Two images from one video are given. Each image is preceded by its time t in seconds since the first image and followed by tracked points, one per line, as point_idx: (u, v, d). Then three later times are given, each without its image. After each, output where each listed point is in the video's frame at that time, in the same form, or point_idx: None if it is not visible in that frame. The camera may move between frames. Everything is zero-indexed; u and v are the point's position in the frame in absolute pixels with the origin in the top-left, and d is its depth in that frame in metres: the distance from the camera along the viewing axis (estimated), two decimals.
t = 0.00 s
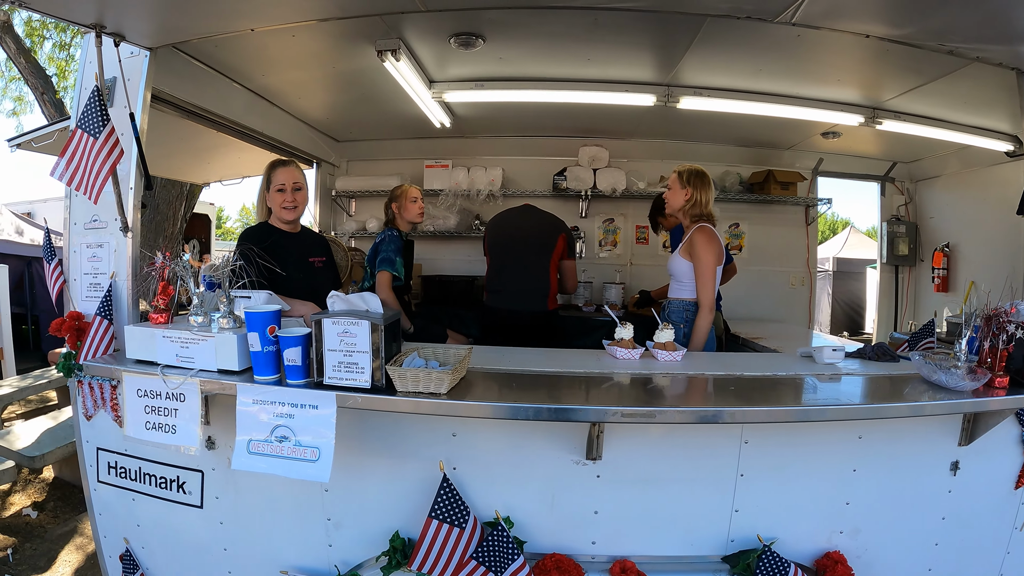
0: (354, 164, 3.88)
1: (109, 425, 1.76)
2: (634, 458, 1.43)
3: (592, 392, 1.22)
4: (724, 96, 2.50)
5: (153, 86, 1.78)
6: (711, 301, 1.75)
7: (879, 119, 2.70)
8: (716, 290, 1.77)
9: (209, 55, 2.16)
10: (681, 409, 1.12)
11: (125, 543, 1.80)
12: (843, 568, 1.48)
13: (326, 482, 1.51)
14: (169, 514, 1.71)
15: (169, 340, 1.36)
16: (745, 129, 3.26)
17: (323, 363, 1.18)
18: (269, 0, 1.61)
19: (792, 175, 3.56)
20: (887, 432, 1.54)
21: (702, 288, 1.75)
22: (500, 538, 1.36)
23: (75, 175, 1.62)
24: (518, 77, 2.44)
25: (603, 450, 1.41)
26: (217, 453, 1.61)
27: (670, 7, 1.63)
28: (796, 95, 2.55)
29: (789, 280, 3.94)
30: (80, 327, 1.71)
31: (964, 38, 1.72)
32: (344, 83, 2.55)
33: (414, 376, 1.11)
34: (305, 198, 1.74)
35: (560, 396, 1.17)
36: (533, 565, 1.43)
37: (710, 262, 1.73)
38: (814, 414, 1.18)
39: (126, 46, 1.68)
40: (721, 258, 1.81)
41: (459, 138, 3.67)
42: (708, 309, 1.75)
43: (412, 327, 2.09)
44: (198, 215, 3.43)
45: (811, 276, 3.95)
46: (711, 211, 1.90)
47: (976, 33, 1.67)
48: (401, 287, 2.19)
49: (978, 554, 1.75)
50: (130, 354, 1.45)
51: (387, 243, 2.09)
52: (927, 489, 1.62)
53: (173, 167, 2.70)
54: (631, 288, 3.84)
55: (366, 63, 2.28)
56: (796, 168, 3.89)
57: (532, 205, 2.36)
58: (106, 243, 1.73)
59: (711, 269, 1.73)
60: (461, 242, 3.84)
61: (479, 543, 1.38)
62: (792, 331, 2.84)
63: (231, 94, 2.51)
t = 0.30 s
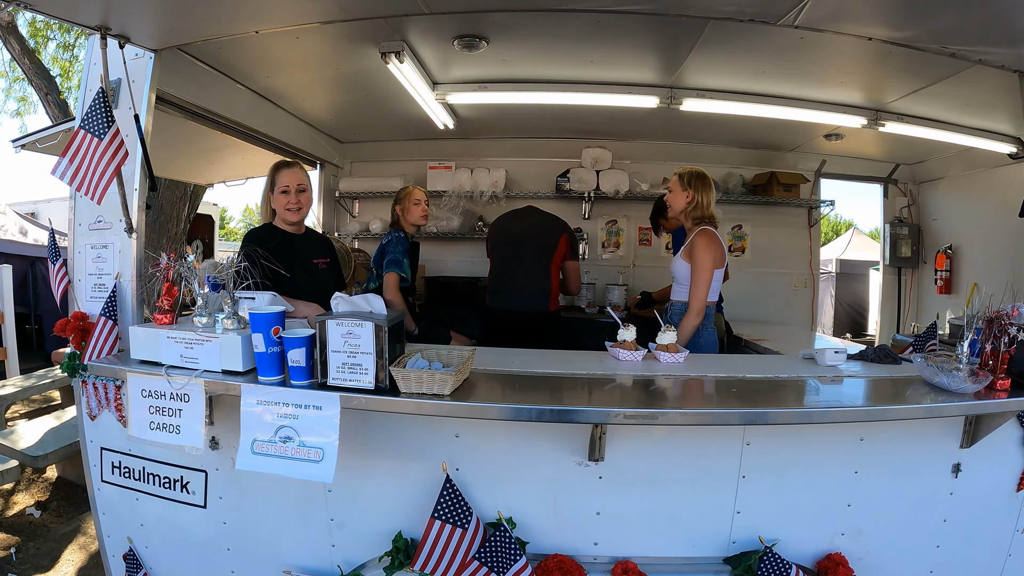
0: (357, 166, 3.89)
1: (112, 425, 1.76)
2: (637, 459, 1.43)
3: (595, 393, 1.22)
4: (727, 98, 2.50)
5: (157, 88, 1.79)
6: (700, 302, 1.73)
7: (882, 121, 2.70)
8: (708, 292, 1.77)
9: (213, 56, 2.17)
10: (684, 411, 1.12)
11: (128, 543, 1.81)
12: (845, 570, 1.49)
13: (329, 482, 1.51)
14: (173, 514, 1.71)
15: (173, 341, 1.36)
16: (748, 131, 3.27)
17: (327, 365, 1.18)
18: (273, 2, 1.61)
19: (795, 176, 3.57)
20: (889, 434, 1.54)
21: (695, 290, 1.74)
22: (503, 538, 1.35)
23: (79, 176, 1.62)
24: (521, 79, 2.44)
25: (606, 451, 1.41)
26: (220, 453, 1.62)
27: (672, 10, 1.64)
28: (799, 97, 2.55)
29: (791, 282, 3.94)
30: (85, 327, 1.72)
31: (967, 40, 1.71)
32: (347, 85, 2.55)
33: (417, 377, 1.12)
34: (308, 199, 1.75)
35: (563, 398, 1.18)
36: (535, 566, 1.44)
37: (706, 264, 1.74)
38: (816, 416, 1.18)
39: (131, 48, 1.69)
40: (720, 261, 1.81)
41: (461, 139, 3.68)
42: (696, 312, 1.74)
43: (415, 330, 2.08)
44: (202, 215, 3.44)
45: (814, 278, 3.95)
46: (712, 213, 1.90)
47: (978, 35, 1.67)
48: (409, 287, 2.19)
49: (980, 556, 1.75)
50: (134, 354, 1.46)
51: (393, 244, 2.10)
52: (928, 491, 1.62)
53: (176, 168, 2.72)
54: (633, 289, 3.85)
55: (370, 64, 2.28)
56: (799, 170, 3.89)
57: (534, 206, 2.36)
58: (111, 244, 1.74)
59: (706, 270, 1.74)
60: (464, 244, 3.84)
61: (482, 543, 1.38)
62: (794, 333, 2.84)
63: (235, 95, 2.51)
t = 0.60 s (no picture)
0: (359, 166, 3.89)
1: (114, 425, 1.76)
2: (639, 461, 1.42)
3: (597, 394, 1.22)
4: (730, 99, 2.49)
5: (159, 88, 1.79)
6: (701, 304, 1.72)
7: (885, 122, 2.69)
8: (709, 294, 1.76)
9: (215, 56, 2.17)
10: (687, 413, 1.11)
11: (129, 543, 1.81)
12: (848, 573, 1.47)
13: (330, 483, 1.51)
14: (174, 514, 1.71)
15: (175, 341, 1.36)
16: (750, 132, 3.26)
17: (328, 365, 1.18)
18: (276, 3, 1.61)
19: (798, 177, 3.56)
20: (892, 436, 1.53)
21: (696, 292, 1.73)
22: (504, 539, 1.34)
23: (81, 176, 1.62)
24: (523, 79, 2.44)
25: (608, 453, 1.41)
26: (221, 454, 1.62)
27: (674, 10, 1.63)
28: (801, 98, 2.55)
29: (794, 283, 3.93)
30: (87, 327, 1.72)
31: (971, 41, 1.71)
32: (349, 85, 2.55)
33: (419, 378, 1.11)
34: (310, 200, 1.75)
35: (564, 399, 1.17)
36: (536, 567, 1.43)
37: (706, 265, 1.73)
38: (819, 419, 1.17)
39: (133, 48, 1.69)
40: (720, 262, 1.81)
41: (463, 140, 3.68)
42: (698, 313, 1.73)
43: (417, 330, 2.08)
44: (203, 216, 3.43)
45: (816, 279, 3.94)
46: (715, 213, 1.89)
47: (982, 36, 1.66)
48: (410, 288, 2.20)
49: (984, 559, 1.74)
50: (135, 354, 1.46)
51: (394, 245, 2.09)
52: (931, 494, 1.61)
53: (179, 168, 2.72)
54: (635, 290, 3.84)
55: (372, 65, 2.28)
56: (802, 171, 3.88)
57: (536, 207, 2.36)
58: (113, 244, 1.74)
59: (707, 271, 1.73)
60: (466, 244, 3.84)
61: (484, 545, 1.38)
62: (795, 334, 2.83)
63: (236, 96, 2.51)
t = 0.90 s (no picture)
0: (362, 167, 3.89)
1: (117, 426, 1.76)
2: (644, 463, 1.42)
3: (601, 396, 1.21)
4: (733, 99, 2.48)
5: (162, 89, 1.79)
6: (712, 302, 1.73)
7: (889, 122, 2.69)
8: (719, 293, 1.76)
9: (218, 57, 2.17)
10: (693, 415, 1.11)
11: (131, 544, 1.81)
12: None
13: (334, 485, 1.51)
14: (177, 516, 1.71)
15: (178, 342, 1.36)
16: (754, 132, 3.25)
17: (332, 367, 1.18)
18: (279, 3, 1.61)
19: (802, 178, 3.56)
20: (898, 438, 1.53)
21: (708, 291, 1.74)
22: (508, 542, 1.34)
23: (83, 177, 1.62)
24: (526, 80, 2.43)
25: (612, 455, 1.40)
26: (225, 455, 1.62)
27: (678, 11, 1.63)
28: (805, 98, 2.54)
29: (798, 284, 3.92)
30: (90, 329, 1.72)
31: (976, 41, 1.70)
32: (352, 85, 2.55)
33: (423, 379, 1.11)
34: (314, 201, 1.75)
35: (568, 401, 1.17)
36: (541, 570, 1.43)
37: (717, 266, 1.73)
38: (824, 421, 1.16)
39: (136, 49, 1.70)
40: (731, 263, 1.81)
41: (466, 140, 3.67)
42: (708, 311, 1.73)
43: (420, 332, 2.08)
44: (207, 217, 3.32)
45: (820, 280, 3.93)
46: (722, 214, 1.89)
47: (987, 36, 1.65)
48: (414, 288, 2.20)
49: (991, 563, 1.73)
50: (138, 356, 1.45)
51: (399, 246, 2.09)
52: (937, 496, 1.61)
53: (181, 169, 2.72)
54: (639, 291, 3.83)
55: (375, 65, 2.28)
56: (805, 172, 3.87)
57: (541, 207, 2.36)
58: (115, 245, 1.74)
59: (718, 270, 1.73)
60: (469, 245, 3.84)
61: (488, 548, 1.38)
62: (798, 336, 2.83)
63: (239, 96, 2.51)
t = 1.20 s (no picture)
0: (365, 167, 3.89)
1: (118, 427, 1.76)
2: (648, 465, 1.41)
3: (604, 397, 1.20)
4: (737, 100, 2.47)
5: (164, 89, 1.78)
6: (712, 302, 1.73)
7: (894, 122, 2.65)
8: (722, 292, 1.75)
9: (219, 57, 2.16)
10: (699, 417, 1.10)
11: (133, 546, 1.80)
12: None
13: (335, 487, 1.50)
14: (178, 517, 1.70)
15: (179, 344, 1.36)
16: (757, 133, 3.24)
17: (334, 369, 1.17)
18: (281, 3, 1.60)
19: (806, 179, 3.55)
20: (904, 440, 1.51)
21: (710, 290, 1.73)
22: (511, 544, 1.33)
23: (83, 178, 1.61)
24: (529, 80, 2.43)
25: (616, 457, 1.39)
26: (227, 457, 1.61)
27: (682, 10, 1.62)
28: (808, 98, 2.53)
29: (801, 285, 3.91)
30: (92, 330, 1.71)
31: (982, 40, 1.68)
32: (355, 85, 2.54)
33: (425, 381, 1.10)
34: (317, 201, 1.75)
35: (572, 402, 1.16)
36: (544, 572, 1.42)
37: (723, 266, 1.72)
38: (829, 424, 1.15)
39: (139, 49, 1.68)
40: (737, 264, 1.80)
41: (469, 141, 3.67)
42: (707, 309, 1.74)
43: (423, 332, 2.07)
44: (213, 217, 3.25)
45: (824, 281, 3.91)
46: (728, 215, 1.89)
47: (993, 36, 1.64)
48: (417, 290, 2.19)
49: (998, 565, 1.72)
50: (139, 357, 1.45)
51: (403, 247, 2.08)
52: (943, 498, 1.60)
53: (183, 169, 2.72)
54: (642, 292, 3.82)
55: (378, 65, 2.27)
56: (809, 172, 3.86)
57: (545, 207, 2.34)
58: (117, 246, 1.74)
59: (723, 271, 1.72)
60: (472, 246, 3.83)
61: (491, 550, 1.37)
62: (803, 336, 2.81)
63: (240, 96, 2.51)
